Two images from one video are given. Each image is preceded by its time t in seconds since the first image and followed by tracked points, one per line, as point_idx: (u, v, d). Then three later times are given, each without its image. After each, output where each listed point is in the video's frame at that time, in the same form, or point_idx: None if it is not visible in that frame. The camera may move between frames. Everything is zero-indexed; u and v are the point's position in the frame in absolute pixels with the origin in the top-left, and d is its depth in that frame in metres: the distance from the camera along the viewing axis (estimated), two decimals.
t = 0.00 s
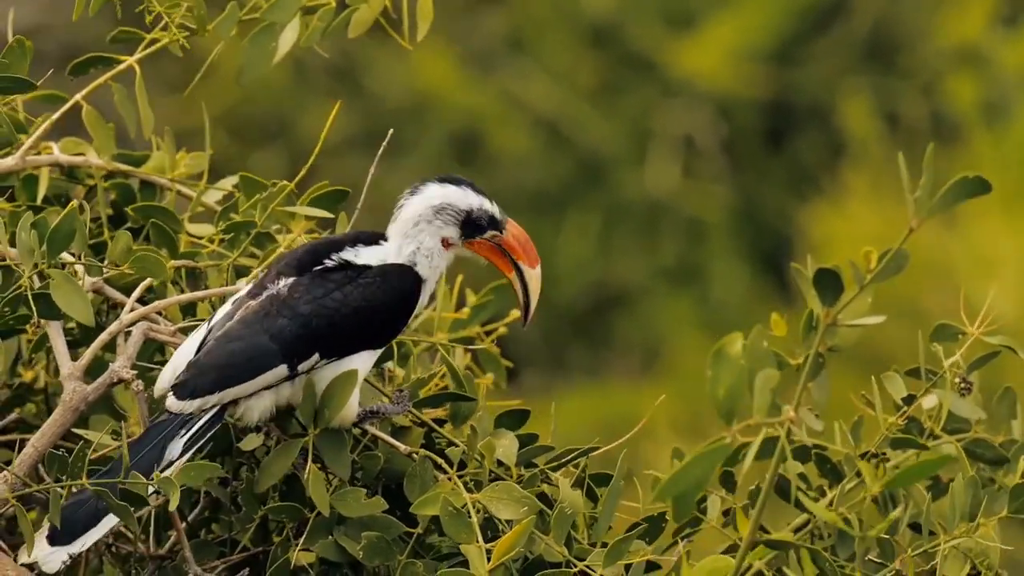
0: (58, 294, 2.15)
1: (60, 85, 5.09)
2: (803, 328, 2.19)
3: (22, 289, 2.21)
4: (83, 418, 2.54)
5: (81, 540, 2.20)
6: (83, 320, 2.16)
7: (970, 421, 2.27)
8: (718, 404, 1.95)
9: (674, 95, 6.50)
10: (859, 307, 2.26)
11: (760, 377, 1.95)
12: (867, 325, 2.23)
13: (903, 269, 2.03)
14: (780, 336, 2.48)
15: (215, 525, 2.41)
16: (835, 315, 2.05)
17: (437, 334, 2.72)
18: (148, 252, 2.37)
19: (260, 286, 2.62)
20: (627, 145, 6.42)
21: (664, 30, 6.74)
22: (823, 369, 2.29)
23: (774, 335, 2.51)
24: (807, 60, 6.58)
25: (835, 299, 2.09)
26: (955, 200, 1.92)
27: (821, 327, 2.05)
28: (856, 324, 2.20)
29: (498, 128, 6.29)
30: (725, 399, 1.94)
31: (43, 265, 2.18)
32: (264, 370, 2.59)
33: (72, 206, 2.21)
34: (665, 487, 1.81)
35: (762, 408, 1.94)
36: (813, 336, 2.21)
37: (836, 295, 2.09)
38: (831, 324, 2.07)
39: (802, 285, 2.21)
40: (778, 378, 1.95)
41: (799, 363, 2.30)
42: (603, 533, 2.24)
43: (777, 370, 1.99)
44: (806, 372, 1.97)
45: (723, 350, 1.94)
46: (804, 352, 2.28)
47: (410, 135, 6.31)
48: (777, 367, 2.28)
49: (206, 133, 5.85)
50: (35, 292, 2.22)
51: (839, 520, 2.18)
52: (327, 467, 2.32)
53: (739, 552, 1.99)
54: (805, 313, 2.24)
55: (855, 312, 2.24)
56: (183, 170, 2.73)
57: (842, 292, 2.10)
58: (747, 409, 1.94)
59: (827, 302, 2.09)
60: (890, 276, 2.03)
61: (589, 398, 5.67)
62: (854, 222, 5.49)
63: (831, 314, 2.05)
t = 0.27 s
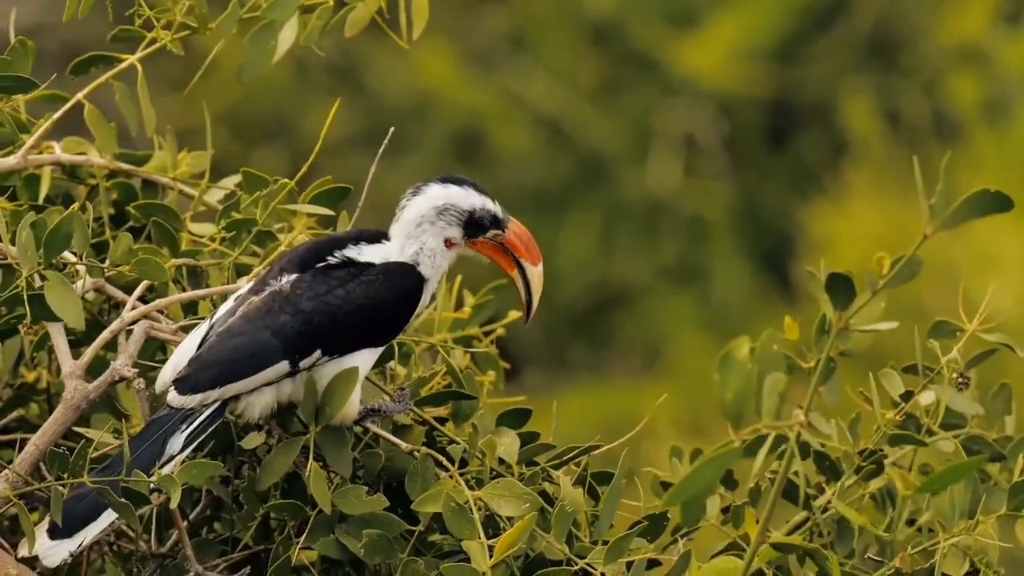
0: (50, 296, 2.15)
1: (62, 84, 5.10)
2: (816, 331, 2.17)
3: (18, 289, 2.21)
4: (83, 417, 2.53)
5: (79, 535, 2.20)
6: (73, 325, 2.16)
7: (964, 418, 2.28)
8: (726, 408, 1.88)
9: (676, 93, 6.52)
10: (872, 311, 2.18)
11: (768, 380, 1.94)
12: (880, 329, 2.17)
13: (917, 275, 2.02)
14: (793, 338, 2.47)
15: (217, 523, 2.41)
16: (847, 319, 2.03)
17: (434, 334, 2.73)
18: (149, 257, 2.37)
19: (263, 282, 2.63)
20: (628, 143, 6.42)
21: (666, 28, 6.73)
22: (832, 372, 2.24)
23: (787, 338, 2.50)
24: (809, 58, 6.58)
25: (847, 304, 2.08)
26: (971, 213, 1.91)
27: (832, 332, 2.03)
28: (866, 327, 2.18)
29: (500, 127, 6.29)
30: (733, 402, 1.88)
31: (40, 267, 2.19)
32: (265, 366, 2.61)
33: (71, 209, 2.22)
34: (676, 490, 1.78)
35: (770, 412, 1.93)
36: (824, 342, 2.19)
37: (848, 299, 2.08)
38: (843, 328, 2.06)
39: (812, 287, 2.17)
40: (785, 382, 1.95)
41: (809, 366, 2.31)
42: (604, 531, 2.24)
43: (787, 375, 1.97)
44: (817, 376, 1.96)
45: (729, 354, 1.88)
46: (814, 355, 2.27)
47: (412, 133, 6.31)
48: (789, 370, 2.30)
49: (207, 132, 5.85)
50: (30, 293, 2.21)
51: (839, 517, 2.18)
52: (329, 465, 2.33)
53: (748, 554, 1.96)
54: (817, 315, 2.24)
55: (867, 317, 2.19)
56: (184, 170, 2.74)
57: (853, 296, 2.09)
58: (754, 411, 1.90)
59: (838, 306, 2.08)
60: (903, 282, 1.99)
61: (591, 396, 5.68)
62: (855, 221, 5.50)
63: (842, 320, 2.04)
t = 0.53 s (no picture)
0: (51, 292, 2.16)
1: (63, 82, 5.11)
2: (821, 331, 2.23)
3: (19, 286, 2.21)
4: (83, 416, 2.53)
5: (78, 530, 2.21)
6: (75, 318, 2.16)
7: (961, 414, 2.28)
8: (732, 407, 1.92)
9: (678, 92, 6.53)
10: (879, 312, 2.23)
11: (776, 379, 1.92)
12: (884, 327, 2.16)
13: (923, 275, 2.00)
14: (798, 337, 2.46)
15: (217, 521, 2.41)
16: (852, 318, 2.01)
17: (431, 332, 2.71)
18: (148, 249, 2.37)
19: (264, 281, 2.64)
20: (631, 141, 6.42)
21: (667, 26, 6.74)
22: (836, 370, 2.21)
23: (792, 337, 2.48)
24: (812, 56, 6.58)
25: (853, 303, 2.02)
26: (976, 214, 1.90)
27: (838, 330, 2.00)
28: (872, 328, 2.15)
29: (502, 125, 6.29)
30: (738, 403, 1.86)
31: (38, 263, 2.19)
32: (266, 363, 2.63)
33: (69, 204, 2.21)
34: (681, 488, 1.75)
35: (776, 411, 1.92)
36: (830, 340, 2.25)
37: (854, 298, 2.02)
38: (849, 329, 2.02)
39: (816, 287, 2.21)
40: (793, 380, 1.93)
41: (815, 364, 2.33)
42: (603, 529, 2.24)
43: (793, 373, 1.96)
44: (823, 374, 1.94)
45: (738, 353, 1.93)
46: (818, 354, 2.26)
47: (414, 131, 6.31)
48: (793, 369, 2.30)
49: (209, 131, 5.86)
50: (31, 290, 2.21)
51: (837, 513, 2.19)
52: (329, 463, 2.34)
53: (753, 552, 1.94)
54: (823, 316, 2.24)
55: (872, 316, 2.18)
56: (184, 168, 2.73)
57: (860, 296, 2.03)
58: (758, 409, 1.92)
59: (844, 305, 2.02)
60: (909, 281, 1.98)
61: (592, 394, 5.69)
62: (857, 219, 5.51)
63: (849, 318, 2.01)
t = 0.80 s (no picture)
0: (54, 294, 2.16)
1: (65, 81, 5.12)
2: (814, 323, 2.18)
3: (21, 286, 2.21)
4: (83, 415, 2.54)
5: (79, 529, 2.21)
6: (76, 321, 2.16)
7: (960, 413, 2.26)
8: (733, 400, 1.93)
9: (681, 90, 6.54)
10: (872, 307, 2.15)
11: (776, 372, 1.92)
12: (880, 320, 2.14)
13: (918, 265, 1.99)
14: (793, 331, 2.42)
15: (217, 520, 2.41)
16: (846, 311, 2.01)
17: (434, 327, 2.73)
18: (148, 253, 2.36)
19: (264, 278, 2.64)
20: (633, 139, 6.43)
21: (670, 24, 6.75)
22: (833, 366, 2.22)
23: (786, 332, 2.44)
24: (815, 54, 6.58)
25: (849, 295, 2.03)
26: (972, 204, 1.90)
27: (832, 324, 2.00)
28: (865, 321, 2.15)
29: (505, 123, 6.29)
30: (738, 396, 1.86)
31: (43, 264, 2.19)
32: (265, 361, 2.62)
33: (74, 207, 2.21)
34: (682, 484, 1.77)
35: (776, 405, 1.91)
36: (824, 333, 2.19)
37: (849, 291, 2.03)
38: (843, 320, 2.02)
39: (811, 280, 2.15)
40: (793, 374, 1.92)
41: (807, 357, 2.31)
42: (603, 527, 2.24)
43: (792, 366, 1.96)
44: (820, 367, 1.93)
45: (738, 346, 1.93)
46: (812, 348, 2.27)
47: (418, 129, 6.32)
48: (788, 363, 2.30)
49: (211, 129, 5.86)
50: (33, 290, 2.21)
51: (837, 511, 2.19)
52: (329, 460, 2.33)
53: (747, 550, 1.95)
54: (816, 308, 2.20)
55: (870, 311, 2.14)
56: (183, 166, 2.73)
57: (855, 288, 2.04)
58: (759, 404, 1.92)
59: (840, 298, 2.03)
60: (904, 271, 1.97)
61: (594, 392, 5.70)
62: (860, 216, 5.52)
63: (843, 310, 2.01)
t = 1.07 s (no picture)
0: (56, 288, 2.16)
1: (66, 79, 5.13)
2: (811, 320, 2.18)
3: (23, 283, 2.21)
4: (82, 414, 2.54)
5: (80, 528, 2.20)
6: (81, 316, 2.17)
7: (956, 412, 2.27)
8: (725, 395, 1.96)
9: (683, 88, 6.54)
10: (866, 299, 2.25)
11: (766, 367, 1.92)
12: (875, 316, 2.15)
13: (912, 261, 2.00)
14: (788, 328, 2.47)
15: (217, 518, 2.41)
16: (840, 305, 1.99)
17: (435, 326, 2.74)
18: (149, 249, 2.35)
19: (263, 274, 2.63)
20: (635, 138, 6.43)
21: (673, 23, 6.76)
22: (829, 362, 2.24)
23: (782, 329, 2.47)
24: (817, 52, 6.59)
25: (841, 292, 2.01)
26: (964, 202, 1.90)
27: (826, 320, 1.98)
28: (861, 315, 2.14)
29: (509, 122, 6.28)
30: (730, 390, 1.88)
31: (44, 259, 2.19)
32: (262, 357, 2.60)
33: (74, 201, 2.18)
34: (672, 480, 1.80)
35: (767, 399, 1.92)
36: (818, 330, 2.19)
37: (842, 287, 2.00)
38: (836, 316, 2.00)
39: (807, 275, 2.17)
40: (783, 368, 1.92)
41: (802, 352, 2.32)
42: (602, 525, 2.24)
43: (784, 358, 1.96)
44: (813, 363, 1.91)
45: (726, 342, 1.88)
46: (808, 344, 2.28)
47: (420, 126, 6.29)
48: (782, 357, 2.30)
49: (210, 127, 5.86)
50: (35, 286, 2.21)
51: (834, 510, 2.19)
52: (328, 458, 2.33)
53: (743, 547, 1.95)
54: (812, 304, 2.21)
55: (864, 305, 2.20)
56: (182, 165, 2.73)
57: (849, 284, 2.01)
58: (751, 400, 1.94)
59: (833, 294, 2.01)
60: (897, 268, 1.97)
61: (594, 391, 5.69)
62: (863, 215, 5.52)
63: (836, 306, 1.99)
